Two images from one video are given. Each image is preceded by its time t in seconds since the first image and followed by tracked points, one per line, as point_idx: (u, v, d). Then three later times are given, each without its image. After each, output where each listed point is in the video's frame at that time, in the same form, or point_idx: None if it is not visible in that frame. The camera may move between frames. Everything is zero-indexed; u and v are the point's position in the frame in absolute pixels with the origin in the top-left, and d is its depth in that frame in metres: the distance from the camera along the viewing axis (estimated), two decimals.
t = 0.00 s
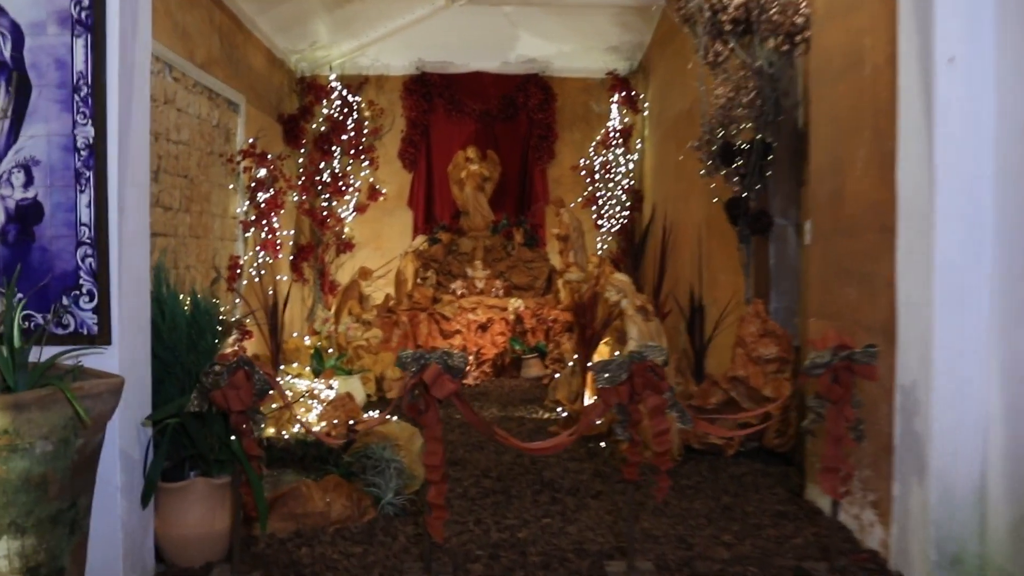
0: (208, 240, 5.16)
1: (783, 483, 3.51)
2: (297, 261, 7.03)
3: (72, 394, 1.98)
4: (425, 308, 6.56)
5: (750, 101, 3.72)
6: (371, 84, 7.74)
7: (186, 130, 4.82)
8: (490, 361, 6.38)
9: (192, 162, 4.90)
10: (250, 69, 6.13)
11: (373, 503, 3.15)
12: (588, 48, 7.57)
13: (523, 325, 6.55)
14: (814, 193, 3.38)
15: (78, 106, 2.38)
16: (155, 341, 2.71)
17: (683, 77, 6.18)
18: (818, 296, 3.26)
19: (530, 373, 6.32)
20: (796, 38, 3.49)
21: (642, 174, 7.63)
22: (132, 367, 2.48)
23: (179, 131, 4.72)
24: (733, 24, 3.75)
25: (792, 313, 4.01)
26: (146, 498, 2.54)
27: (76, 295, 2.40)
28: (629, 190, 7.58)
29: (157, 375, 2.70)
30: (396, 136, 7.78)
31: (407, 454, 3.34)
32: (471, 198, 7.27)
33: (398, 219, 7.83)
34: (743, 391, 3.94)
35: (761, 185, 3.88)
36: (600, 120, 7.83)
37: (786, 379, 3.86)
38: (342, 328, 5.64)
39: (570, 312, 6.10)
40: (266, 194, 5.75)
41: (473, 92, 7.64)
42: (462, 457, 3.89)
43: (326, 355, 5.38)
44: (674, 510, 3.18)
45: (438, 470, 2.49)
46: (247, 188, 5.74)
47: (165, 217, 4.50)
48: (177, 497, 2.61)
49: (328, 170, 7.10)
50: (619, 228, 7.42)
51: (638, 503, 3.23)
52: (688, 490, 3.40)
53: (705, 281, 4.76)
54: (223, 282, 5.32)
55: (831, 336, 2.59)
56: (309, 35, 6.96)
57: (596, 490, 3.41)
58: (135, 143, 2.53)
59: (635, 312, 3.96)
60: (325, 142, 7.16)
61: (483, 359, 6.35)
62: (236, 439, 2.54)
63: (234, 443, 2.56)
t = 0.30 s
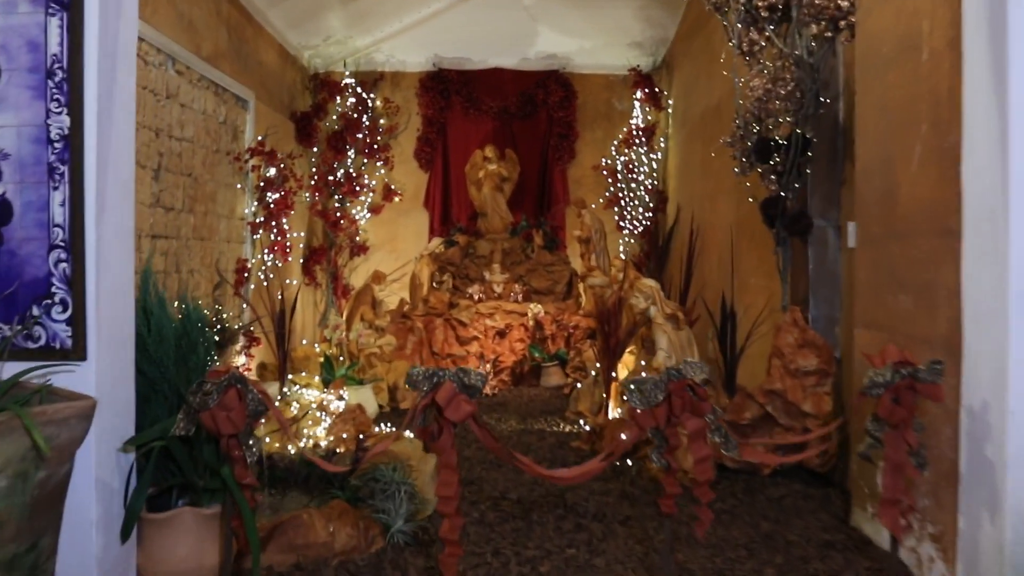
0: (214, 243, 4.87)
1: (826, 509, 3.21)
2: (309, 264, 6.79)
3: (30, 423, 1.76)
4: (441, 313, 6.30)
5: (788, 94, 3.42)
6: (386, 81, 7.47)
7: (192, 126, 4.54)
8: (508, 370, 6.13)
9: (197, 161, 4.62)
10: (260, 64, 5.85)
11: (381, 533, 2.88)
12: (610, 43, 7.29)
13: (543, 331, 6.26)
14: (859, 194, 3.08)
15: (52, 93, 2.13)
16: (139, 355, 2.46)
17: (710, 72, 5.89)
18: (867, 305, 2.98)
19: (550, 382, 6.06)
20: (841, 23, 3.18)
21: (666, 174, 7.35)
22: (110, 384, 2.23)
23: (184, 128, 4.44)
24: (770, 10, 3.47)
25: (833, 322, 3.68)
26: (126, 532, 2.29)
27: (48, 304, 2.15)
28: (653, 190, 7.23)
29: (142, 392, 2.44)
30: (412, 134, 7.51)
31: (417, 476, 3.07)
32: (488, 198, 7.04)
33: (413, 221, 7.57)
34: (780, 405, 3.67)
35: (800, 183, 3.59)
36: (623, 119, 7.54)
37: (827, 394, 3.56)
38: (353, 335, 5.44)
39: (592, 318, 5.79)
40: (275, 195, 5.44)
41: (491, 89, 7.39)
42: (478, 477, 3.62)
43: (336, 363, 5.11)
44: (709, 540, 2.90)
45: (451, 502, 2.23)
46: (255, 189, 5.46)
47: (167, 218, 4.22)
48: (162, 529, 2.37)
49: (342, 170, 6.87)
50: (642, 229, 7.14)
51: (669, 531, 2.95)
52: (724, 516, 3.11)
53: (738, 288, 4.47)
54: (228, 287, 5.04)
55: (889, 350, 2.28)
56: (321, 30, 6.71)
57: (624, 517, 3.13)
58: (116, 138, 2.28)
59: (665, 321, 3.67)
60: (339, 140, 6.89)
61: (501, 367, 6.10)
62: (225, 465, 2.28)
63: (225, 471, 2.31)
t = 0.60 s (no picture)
0: (214, 247, 4.60)
1: (870, 539, 2.95)
2: (315, 269, 6.64)
3: None
4: (451, 320, 6.05)
5: (831, 86, 3.22)
6: (395, 79, 7.22)
7: (191, 123, 4.26)
8: (522, 379, 5.88)
9: (196, 161, 4.35)
10: (265, 60, 5.60)
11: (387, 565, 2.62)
12: (628, 40, 7.09)
13: (558, 339, 5.99)
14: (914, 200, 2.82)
15: (15, 83, 2.03)
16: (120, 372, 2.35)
17: (734, 69, 5.66)
18: (920, 316, 2.74)
19: (565, 393, 5.79)
20: (892, 9, 2.89)
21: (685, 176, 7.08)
22: (81, 407, 2.13)
23: (183, 125, 4.16)
24: None
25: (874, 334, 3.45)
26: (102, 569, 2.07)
27: (13, 314, 2.06)
28: (671, 193, 6.96)
29: (123, 413, 2.34)
30: (422, 135, 7.27)
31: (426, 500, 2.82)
32: (500, 201, 6.76)
33: (423, 224, 7.32)
34: (818, 423, 3.42)
35: (842, 185, 3.37)
36: (640, 118, 7.29)
37: (869, 414, 3.32)
38: (359, 342, 5.10)
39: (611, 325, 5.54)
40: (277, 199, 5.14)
41: (503, 88, 7.13)
42: (493, 499, 3.36)
43: (341, 372, 4.87)
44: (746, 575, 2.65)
45: (465, 541, 1.98)
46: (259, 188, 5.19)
47: (164, 220, 3.96)
48: (144, 565, 2.12)
49: (348, 171, 6.60)
50: (660, 233, 6.88)
51: (702, 564, 2.70)
52: (760, 546, 2.86)
53: (767, 297, 4.21)
54: (230, 292, 4.79)
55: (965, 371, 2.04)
56: (328, 25, 6.47)
57: (651, 547, 2.88)
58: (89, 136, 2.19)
59: (693, 332, 3.44)
60: (345, 141, 6.67)
61: (514, 376, 5.86)
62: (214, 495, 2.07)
63: (213, 502, 2.09)
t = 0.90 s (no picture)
0: (212, 251, 4.32)
1: (925, 573, 2.69)
2: (319, 273, 6.39)
3: None
4: (460, 326, 5.78)
5: (877, 76, 3.02)
6: (402, 76, 6.97)
7: (189, 120, 3.96)
8: (534, 389, 5.61)
9: (195, 160, 4.05)
10: (268, 55, 5.33)
11: None
12: (644, 36, 6.80)
13: (572, 347, 5.72)
14: (988, 207, 2.58)
15: None
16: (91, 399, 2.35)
17: (758, 64, 5.39)
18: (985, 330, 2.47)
19: (580, 403, 5.58)
20: None
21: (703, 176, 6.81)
22: (46, 435, 2.13)
23: (180, 122, 3.85)
24: None
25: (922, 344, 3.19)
26: None
27: None
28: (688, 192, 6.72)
29: (94, 441, 2.36)
30: (430, 133, 7.01)
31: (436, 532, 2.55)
32: (511, 202, 6.49)
33: (431, 226, 7.05)
34: (861, 442, 3.15)
35: (887, 183, 3.14)
36: (656, 116, 7.03)
37: (918, 433, 3.06)
38: (364, 351, 4.84)
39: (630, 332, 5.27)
40: (278, 200, 4.91)
41: (514, 85, 6.85)
42: (510, 526, 3.09)
43: (344, 383, 4.61)
44: None
45: None
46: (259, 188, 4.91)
47: (156, 223, 3.68)
48: None
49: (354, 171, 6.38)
50: (677, 235, 6.57)
51: None
52: None
53: (801, 303, 3.96)
54: (229, 297, 4.53)
55: None
56: (334, 20, 6.20)
57: None
58: (48, 135, 2.15)
59: (725, 344, 3.17)
60: (352, 139, 6.42)
61: (526, 386, 5.56)
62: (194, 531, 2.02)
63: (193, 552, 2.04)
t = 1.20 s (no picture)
0: (201, 252, 4.12)
1: None
2: (318, 275, 6.19)
3: None
4: (466, 331, 5.60)
5: (919, 65, 2.78)
6: (405, 72, 6.73)
7: (175, 113, 3.77)
8: (542, 397, 5.32)
9: (182, 157, 3.87)
10: (266, 49, 5.10)
11: None
12: (656, 32, 6.57)
13: (581, 353, 5.46)
14: None
15: None
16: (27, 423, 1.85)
17: (777, 59, 5.10)
18: None
19: (590, 412, 5.22)
20: None
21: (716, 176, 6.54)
22: None
23: (165, 116, 3.67)
24: None
25: (966, 354, 2.89)
26: None
27: None
28: (701, 195, 6.51)
29: (38, 476, 1.87)
30: (434, 131, 6.77)
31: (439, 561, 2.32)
32: (518, 202, 6.27)
33: (435, 227, 6.82)
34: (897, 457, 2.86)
35: (927, 181, 2.89)
36: (668, 115, 6.75)
37: (959, 449, 2.79)
38: (364, 358, 4.61)
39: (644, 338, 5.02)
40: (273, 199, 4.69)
41: (521, 82, 6.60)
42: (517, 550, 2.87)
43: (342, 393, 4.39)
44: None
45: None
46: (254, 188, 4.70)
47: (139, 221, 3.48)
48: None
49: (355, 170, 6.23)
50: (690, 237, 6.41)
51: None
52: None
53: (829, 309, 3.72)
54: (219, 301, 4.34)
55: None
56: (335, 13, 5.98)
57: None
58: None
59: (751, 353, 2.91)
60: (353, 138, 6.23)
61: (533, 394, 5.28)
62: None
63: None
